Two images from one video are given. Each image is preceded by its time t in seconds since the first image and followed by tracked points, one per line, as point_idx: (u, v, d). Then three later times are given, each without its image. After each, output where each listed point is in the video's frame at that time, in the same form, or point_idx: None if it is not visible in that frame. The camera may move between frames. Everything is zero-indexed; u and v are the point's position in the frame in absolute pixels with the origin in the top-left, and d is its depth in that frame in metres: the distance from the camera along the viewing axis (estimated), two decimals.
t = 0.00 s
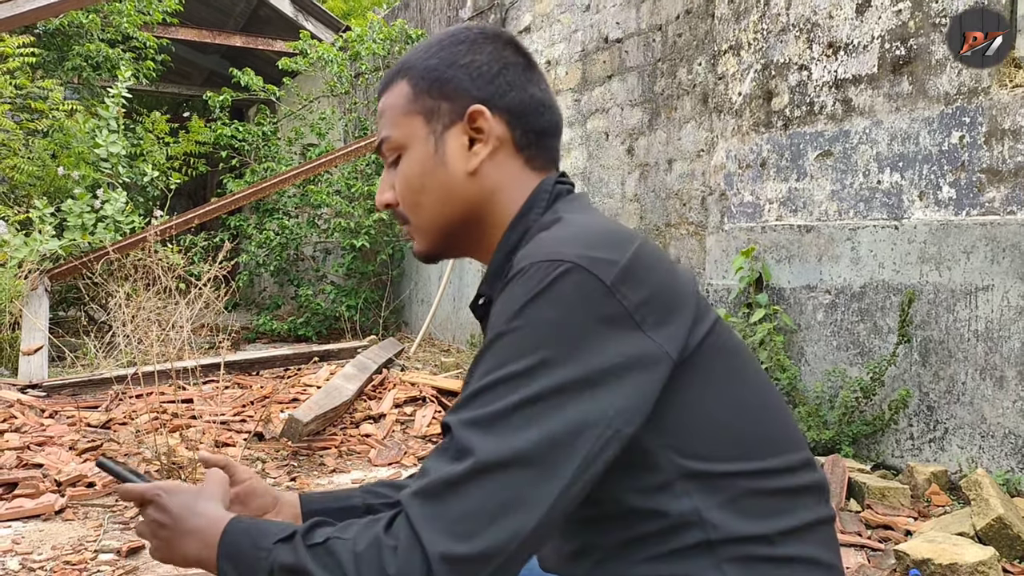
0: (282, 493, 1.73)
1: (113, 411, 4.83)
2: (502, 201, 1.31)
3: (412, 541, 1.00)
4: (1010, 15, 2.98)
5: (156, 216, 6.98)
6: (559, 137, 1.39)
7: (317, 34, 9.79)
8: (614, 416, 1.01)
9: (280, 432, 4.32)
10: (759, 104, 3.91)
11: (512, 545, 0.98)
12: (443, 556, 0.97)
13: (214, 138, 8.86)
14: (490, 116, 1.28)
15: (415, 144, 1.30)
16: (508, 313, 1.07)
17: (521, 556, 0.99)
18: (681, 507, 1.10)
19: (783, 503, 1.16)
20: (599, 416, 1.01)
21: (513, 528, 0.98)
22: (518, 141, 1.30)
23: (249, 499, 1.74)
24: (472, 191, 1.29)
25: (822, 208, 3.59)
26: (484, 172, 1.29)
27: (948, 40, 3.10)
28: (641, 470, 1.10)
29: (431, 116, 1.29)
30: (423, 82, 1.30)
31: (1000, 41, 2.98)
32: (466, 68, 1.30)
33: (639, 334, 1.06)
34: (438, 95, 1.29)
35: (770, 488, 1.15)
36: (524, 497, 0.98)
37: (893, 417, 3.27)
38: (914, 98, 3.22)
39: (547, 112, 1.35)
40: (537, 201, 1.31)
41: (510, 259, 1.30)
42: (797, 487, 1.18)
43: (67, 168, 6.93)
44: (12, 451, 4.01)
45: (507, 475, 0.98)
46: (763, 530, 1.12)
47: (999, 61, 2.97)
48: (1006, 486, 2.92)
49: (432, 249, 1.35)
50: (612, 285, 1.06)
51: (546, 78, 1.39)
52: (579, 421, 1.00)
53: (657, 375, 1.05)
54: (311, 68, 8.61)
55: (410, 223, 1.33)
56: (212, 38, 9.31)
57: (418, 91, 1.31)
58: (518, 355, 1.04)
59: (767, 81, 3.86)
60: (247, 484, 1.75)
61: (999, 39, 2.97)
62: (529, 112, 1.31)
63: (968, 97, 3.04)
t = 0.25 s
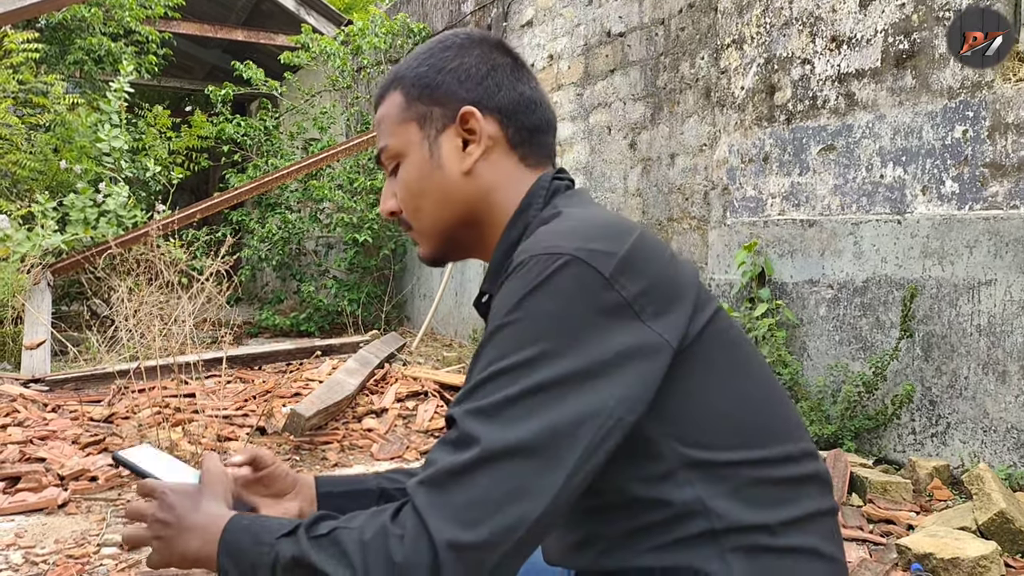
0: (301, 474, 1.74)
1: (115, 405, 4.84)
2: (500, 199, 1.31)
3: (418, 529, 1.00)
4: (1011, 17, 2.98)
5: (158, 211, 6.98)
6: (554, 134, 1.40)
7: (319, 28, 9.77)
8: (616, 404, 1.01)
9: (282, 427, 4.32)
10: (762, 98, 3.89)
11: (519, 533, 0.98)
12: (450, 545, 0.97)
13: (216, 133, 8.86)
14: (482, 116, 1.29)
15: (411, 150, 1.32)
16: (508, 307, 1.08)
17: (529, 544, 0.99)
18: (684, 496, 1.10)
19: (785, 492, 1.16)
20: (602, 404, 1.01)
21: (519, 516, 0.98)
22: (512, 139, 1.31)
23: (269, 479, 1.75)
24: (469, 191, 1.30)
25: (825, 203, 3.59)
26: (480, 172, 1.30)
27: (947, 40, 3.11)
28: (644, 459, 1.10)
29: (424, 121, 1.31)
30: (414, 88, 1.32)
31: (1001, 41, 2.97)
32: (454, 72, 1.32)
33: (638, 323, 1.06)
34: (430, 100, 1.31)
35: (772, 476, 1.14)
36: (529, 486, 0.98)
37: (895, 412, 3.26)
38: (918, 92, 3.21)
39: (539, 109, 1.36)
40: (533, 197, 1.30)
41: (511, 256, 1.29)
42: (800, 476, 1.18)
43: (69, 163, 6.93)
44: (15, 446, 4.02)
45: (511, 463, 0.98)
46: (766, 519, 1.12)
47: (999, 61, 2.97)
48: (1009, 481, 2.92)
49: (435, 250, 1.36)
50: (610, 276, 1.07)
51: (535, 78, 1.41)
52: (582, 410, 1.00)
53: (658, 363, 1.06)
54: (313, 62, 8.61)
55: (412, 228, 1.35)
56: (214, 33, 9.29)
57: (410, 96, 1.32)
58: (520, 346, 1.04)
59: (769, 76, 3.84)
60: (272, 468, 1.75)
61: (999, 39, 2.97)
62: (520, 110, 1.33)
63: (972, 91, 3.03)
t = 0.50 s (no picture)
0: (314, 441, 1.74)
1: (117, 398, 4.85)
2: (502, 194, 1.31)
3: (410, 482, 1.00)
4: (1011, 15, 2.98)
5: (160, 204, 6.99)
6: (556, 129, 1.39)
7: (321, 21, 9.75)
8: (610, 374, 1.01)
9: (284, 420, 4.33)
10: (764, 92, 3.88)
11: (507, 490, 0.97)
12: (439, 495, 0.97)
13: (218, 127, 8.86)
14: (483, 113, 1.29)
15: (414, 146, 1.31)
16: (513, 279, 1.09)
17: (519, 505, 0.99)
18: (684, 480, 1.09)
19: (785, 478, 1.16)
20: (597, 371, 1.01)
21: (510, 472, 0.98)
22: (513, 135, 1.31)
23: (283, 438, 1.68)
24: (472, 186, 1.30)
25: (827, 196, 3.58)
26: (481, 168, 1.30)
27: (948, 39, 3.11)
28: (644, 442, 1.10)
29: (427, 117, 1.30)
30: (417, 84, 1.32)
31: (1000, 41, 2.97)
32: (456, 69, 1.32)
33: (637, 303, 1.07)
34: (433, 97, 1.30)
35: (771, 462, 1.14)
36: (519, 447, 0.98)
37: (897, 405, 3.26)
38: (920, 85, 3.20)
39: (539, 105, 1.36)
40: (533, 189, 1.30)
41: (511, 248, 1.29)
42: (799, 461, 1.18)
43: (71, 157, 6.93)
44: (18, 438, 4.03)
45: (505, 420, 0.99)
46: (766, 504, 1.12)
47: (998, 61, 2.96)
48: (1010, 474, 2.93)
49: (437, 244, 1.36)
50: (613, 256, 1.08)
51: (537, 75, 1.40)
52: (579, 374, 1.00)
53: (656, 341, 1.06)
54: (314, 56, 8.59)
55: (417, 223, 1.35)
56: (215, 26, 9.27)
57: (413, 93, 1.32)
58: (520, 310, 1.05)
59: (771, 69, 3.83)
60: (289, 429, 1.68)
61: (1000, 38, 2.97)
62: (521, 106, 1.32)
63: (974, 84, 3.03)
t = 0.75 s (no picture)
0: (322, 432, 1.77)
1: (118, 394, 4.85)
2: (500, 188, 1.31)
3: (387, 445, 1.02)
4: (1011, 13, 2.96)
5: (161, 201, 6.99)
6: (553, 124, 1.39)
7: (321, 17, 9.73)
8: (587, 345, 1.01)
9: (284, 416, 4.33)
10: (765, 87, 3.87)
11: (476, 452, 0.97)
12: (411, 454, 0.98)
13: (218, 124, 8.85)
14: (481, 108, 1.28)
15: (412, 142, 1.31)
16: (508, 254, 1.11)
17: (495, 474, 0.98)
18: (678, 468, 1.09)
19: (780, 469, 1.15)
20: (575, 340, 1.01)
21: (480, 436, 0.98)
22: (511, 130, 1.30)
23: (291, 424, 1.73)
24: (470, 181, 1.30)
25: (828, 191, 3.57)
26: (479, 163, 1.29)
27: (948, 39, 3.11)
28: (638, 429, 1.10)
29: (425, 113, 1.30)
30: (415, 81, 1.31)
31: (1000, 41, 2.96)
32: (454, 65, 1.31)
33: (626, 284, 1.07)
34: (431, 93, 1.30)
35: (765, 452, 1.14)
36: (491, 410, 0.99)
37: (897, 401, 3.26)
38: (921, 80, 3.20)
39: (537, 100, 1.35)
40: (533, 181, 1.30)
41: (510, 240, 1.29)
42: (794, 452, 1.17)
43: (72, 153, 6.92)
44: (19, 434, 4.03)
45: (482, 385, 1.00)
46: (761, 495, 1.12)
47: (998, 61, 2.96)
48: (1010, 469, 2.93)
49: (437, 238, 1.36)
50: (605, 237, 1.08)
51: (535, 70, 1.39)
52: (556, 342, 1.01)
53: (643, 319, 1.05)
54: (315, 52, 8.58)
55: (417, 218, 1.35)
56: (216, 22, 9.25)
57: (411, 89, 1.31)
58: (508, 283, 1.07)
59: (772, 64, 3.82)
60: (297, 416, 1.73)
61: (1000, 38, 2.96)
62: (518, 102, 1.31)
63: (975, 79, 3.02)
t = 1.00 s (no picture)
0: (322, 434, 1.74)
1: (119, 391, 4.86)
2: (503, 185, 1.31)
3: (403, 466, 1.01)
4: (1010, 12, 2.96)
5: (161, 198, 6.99)
6: (557, 122, 1.39)
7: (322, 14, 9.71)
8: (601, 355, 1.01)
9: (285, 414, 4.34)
10: (766, 84, 3.87)
11: (497, 471, 0.97)
12: (430, 475, 0.98)
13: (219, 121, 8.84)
14: (485, 104, 1.28)
15: (416, 137, 1.31)
16: (509, 264, 1.10)
17: (515, 488, 0.98)
18: (679, 464, 1.09)
19: (780, 466, 1.15)
20: (588, 352, 1.01)
21: (501, 454, 0.98)
22: (515, 127, 1.30)
23: (293, 426, 1.71)
24: (473, 178, 1.30)
25: (828, 188, 3.56)
26: (482, 159, 1.29)
27: (947, 38, 3.11)
28: (640, 427, 1.10)
29: (429, 109, 1.30)
30: (420, 76, 1.31)
31: (1000, 40, 2.96)
32: (459, 61, 1.31)
33: (631, 286, 1.07)
34: (435, 89, 1.30)
35: (765, 449, 1.14)
36: (510, 427, 0.99)
37: (898, 397, 3.26)
38: (921, 77, 3.19)
39: (541, 98, 1.35)
40: (536, 178, 1.30)
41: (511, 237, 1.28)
42: (794, 449, 1.17)
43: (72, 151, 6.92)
44: (20, 431, 4.04)
45: (498, 403, 0.99)
46: (761, 491, 1.12)
47: (998, 61, 2.96)
48: (1010, 466, 2.93)
49: (439, 233, 1.36)
50: (608, 239, 1.08)
51: (539, 67, 1.39)
52: (570, 355, 1.01)
53: (651, 323, 1.05)
54: (315, 49, 8.57)
55: (419, 213, 1.36)
56: (216, 19, 9.23)
57: (415, 84, 1.32)
58: (514, 295, 1.06)
59: (773, 61, 3.82)
60: (300, 418, 1.70)
61: (1000, 38, 2.96)
62: (522, 98, 1.31)
63: (976, 76, 3.02)
